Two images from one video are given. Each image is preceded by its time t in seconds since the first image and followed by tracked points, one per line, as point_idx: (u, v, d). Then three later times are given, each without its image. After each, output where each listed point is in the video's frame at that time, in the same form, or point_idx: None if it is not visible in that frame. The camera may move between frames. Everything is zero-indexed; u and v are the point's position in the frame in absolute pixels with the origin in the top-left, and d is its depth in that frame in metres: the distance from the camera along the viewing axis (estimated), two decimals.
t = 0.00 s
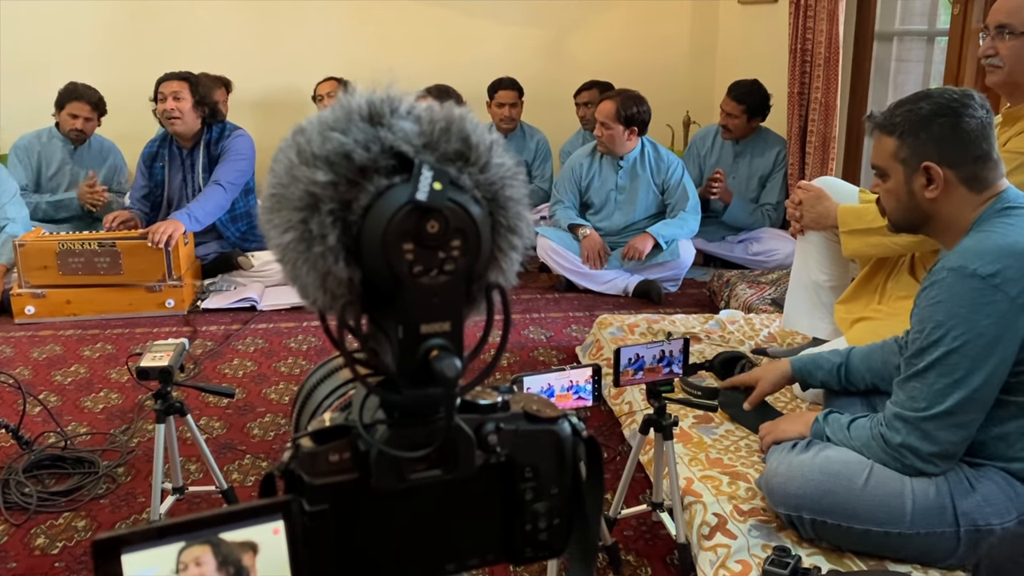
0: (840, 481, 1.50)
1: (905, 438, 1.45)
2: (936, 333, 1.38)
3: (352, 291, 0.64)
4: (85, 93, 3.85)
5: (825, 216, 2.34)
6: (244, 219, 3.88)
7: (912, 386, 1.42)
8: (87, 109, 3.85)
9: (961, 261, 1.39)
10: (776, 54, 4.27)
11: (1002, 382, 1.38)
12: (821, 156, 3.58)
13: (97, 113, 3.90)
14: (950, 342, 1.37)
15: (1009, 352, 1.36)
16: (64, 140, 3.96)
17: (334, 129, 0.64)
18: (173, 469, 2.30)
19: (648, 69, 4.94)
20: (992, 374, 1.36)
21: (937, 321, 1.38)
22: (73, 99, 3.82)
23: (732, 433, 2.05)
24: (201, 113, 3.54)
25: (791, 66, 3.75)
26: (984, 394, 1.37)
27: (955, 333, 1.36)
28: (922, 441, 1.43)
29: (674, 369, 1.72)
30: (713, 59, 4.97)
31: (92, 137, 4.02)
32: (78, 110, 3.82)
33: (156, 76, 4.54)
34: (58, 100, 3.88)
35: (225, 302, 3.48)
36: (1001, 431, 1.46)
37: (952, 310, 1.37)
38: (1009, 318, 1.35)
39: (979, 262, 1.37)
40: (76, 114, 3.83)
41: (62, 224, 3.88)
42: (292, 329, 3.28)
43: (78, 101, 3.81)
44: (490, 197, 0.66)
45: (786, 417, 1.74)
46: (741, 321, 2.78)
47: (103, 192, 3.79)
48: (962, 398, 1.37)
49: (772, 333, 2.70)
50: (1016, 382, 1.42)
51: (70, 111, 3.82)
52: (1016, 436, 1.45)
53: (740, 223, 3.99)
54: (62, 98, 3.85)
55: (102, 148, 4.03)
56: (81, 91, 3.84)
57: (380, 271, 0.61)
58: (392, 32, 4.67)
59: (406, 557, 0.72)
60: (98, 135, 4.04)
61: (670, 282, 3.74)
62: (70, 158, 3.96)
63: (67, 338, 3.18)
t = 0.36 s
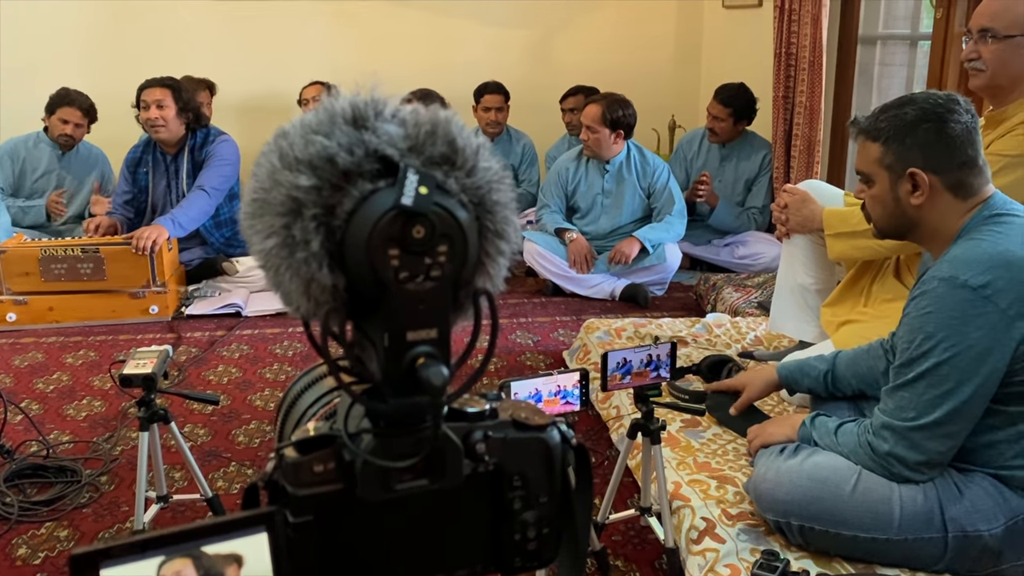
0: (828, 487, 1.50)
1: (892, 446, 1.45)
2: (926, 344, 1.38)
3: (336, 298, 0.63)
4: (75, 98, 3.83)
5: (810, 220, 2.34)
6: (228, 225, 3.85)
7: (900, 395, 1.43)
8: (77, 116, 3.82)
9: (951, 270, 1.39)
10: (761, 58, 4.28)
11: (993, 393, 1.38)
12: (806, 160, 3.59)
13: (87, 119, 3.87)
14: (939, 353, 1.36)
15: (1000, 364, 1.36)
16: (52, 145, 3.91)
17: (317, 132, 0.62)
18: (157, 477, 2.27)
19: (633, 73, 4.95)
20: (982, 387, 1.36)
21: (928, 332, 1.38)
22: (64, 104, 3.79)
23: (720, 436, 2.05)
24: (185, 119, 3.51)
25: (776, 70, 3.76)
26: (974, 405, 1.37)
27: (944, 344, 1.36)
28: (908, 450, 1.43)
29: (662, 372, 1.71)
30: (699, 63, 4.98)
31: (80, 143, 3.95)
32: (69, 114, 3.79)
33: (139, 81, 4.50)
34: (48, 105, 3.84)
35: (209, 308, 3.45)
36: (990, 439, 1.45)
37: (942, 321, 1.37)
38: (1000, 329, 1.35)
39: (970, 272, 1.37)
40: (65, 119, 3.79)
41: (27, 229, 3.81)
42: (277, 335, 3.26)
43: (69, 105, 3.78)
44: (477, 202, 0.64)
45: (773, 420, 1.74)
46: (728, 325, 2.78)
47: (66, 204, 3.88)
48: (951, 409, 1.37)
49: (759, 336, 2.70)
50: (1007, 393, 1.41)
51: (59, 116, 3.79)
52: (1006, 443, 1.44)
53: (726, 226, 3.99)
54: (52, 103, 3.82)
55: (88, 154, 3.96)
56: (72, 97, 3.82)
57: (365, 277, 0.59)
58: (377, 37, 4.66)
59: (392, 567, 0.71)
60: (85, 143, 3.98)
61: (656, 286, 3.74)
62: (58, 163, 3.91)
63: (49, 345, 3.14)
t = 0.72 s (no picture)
0: (809, 488, 1.50)
1: (873, 442, 1.44)
2: (899, 335, 1.39)
3: (307, 308, 0.61)
4: (53, 103, 3.77)
5: (789, 223, 2.35)
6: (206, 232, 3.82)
7: (879, 390, 1.43)
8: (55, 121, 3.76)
9: (920, 264, 1.39)
10: (739, 63, 4.31)
11: (965, 382, 1.38)
12: (784, 164, 3.61)
13: (65, 124, 3.82)
14: (912, 344, 1.37)
15: (970, 352, 1.36)
16: (28, 151, 3.85)
17: (285, 137, 0.61)
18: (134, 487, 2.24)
19: (613, 78, 4.96)
20: (955, 375, 1.36)
21: (900, 323, 1.39)
22: (42, 109, 3.73)
23: (702, 440, 2.05)
24: (163, 129, 3.47)
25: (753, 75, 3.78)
26: (949, 395, 1.37)
27: (916, 335, 1.37)
28: (889, 444, 1.43)
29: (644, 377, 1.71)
30: (678, 68, 5.00)
31: (56, 149, 3.90)
32: (46, 120, 3.73)
33: (116, 86, 4.46)
34: (25, 110, 3.79)
35: (188, 315, 3.41)
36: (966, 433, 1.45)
37: (913, 312, 1.37)
38: (969, 319, 1.36)
39: (938, 264, 1.37)
40: (43, 124, 3.73)
41: (17, 235, 3.76)
42: (257, 342, 3.23)
43: (47, 110, 3.73)
44: (452, 208, 0.63)
45: (754, 423, 1.74)
46: (709, 328, 2.79)
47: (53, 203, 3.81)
48: (926, 399, 1.37)
49: (740, 340, 2.70)
50: (979, 384, 1.42)
51: (37, 121, 3.72)
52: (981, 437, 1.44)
53: (706, 230, 4.00)
54: (30, 108, 3.76)
55: (65, 160, 3.92)
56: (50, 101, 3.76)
57: (336, 287, 0.58)
58: (356, 42, 4.64)
59: None
60: (62, 149, 3.94)
61: (638, 290, 3.74)
62: (35, 169, 3.85)
63: (24, 354, 3.09)
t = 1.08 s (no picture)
0: (781, 488, 1.51)
1: (843, 436, 1.45)
2: (861, 328, 1.39)
3: (246, 322, 0.60)
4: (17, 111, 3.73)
5: (760, 227, 2.36)
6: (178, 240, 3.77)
7: (846, 383, 1.43)
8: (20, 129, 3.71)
9: (880, 259, 1.40)
10: (710, 68, 4.33)
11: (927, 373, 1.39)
12: (755, 169, 3.64)
13: (30, 132, 3.76)
14: (874, 335, 1.37)
15: (928, 345, 1.37)
16: None
17: (224, 144, 0.60)
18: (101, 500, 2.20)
19: (586, 84, 4.98)
20: (916, 366, 1.37)
21: (862, 316, 1.40)
22: (7, 116, 3.69)
23: (675, 444, 2.05)
24: (131, 141, 3.41)
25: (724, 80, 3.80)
26: (911, 385, 1.38)
27: (878, 327, 1.37)
28: (860, 438, 1.43)
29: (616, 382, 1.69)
30: (651, 74, 5.02)
31: (22, 156, 3.84)
32: (12, 127, 3.68)
33: (85, 92, 4.41)
34: None
35: (159, 324, 3.37)
36: (929, 428, 1.46)
37: (874, 306, 1.38)
38: (927, 311, 1.36)
39: (897, 258, 1.38)
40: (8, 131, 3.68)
41: None
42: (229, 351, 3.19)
43: (12, 118, 3.68)
44: (399, 216, 0.62)
45: (728, 427, 1.75)
46: (682, 332, 2.79)
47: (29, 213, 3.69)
48: (891, 391, 1.38)
49: (713, 343, 2.71)
50: (938, 375, 1.42)
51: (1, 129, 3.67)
52: (944, 431, 1.45)
53: (679, 235, 4.02)
54: None
55: (31, 167, 3.85)
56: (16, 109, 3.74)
57: (276, 298, 0.57)
58: (330, 48, 4.61)
59: None
60: (29, 157, 3.87)
61: (613, 294, 3.74)
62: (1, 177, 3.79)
63: None
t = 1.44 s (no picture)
0: (751, 497, 1.48)
1: (812, 448, 1.42)
2: (835, 341, 1.37)
3: (161, 340, 0.56)
4: None
5: (729, 233, 2.34)
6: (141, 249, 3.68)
7: (816, 395, 1.41)
8: None
9: (854, 269, 1.38)
10: (679, 74, 4.33)
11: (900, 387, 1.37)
12: (724, 174, 3.63)
13: None
14: (848, 348, 1.35)
15: (903, 357, 1.35)
16: None
17: (136, 148, 0.55)
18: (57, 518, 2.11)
19: (556, 90, 4.96)
20: (890, 380, 1.35)
21: (835, 329, 1.37)
22: None
23: (646, 452, 2.01)
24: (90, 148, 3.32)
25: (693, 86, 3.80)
26: (884, 399, 1.36)
27: (852, 340, 1.35)
28: (830, 450, 1.41)
29: (586, 391, 1.63)
30: (621, 79, 5.01)
31: None
32: None
33: (46, 99, 4.31)
34: None
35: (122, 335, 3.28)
36: (901, 438, 1.44)
37: (848, 318, 1.36)
38: (902, 323, 1.34)
39: (871, 269, 1.36)
40: None
41: None
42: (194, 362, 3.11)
43: None
44: (328, 224, 0.58)
45: (698, 434, 1.72)
46: (653, 338, 2.76)
47: None
48: (864, 404, 1.36)
49: (683, 349, 2.69)
50: (912, 388, 1.40)
51: None
52: (915, 441, 1.42)
53: (650, 240, 4.00)
54: None
55: None
56: None
57: (190, 315, 0.53)
58: (297, 54, 4.55)
59: None
60: None
61: (584, 300, 3.72)
62: None
63: None
